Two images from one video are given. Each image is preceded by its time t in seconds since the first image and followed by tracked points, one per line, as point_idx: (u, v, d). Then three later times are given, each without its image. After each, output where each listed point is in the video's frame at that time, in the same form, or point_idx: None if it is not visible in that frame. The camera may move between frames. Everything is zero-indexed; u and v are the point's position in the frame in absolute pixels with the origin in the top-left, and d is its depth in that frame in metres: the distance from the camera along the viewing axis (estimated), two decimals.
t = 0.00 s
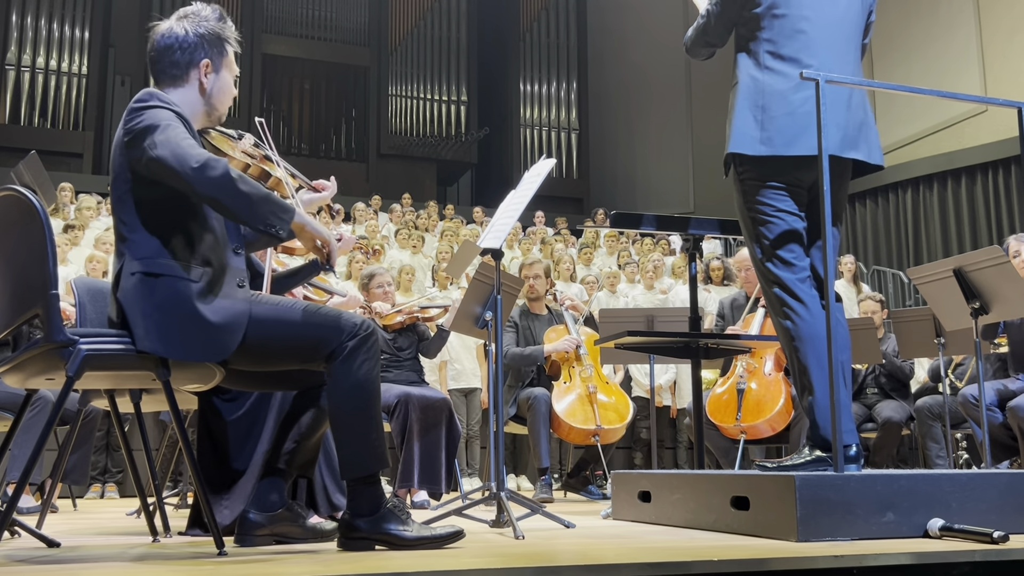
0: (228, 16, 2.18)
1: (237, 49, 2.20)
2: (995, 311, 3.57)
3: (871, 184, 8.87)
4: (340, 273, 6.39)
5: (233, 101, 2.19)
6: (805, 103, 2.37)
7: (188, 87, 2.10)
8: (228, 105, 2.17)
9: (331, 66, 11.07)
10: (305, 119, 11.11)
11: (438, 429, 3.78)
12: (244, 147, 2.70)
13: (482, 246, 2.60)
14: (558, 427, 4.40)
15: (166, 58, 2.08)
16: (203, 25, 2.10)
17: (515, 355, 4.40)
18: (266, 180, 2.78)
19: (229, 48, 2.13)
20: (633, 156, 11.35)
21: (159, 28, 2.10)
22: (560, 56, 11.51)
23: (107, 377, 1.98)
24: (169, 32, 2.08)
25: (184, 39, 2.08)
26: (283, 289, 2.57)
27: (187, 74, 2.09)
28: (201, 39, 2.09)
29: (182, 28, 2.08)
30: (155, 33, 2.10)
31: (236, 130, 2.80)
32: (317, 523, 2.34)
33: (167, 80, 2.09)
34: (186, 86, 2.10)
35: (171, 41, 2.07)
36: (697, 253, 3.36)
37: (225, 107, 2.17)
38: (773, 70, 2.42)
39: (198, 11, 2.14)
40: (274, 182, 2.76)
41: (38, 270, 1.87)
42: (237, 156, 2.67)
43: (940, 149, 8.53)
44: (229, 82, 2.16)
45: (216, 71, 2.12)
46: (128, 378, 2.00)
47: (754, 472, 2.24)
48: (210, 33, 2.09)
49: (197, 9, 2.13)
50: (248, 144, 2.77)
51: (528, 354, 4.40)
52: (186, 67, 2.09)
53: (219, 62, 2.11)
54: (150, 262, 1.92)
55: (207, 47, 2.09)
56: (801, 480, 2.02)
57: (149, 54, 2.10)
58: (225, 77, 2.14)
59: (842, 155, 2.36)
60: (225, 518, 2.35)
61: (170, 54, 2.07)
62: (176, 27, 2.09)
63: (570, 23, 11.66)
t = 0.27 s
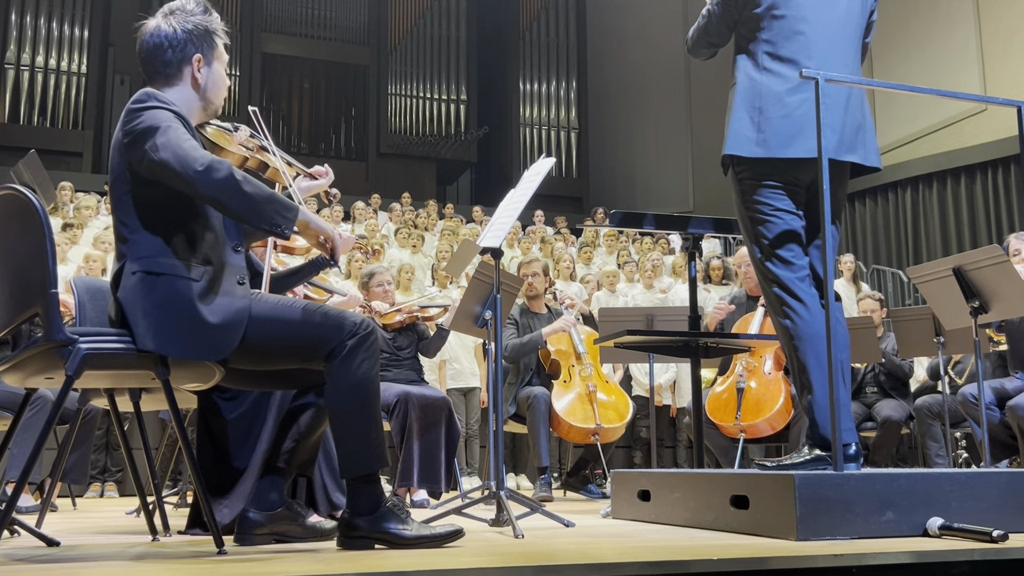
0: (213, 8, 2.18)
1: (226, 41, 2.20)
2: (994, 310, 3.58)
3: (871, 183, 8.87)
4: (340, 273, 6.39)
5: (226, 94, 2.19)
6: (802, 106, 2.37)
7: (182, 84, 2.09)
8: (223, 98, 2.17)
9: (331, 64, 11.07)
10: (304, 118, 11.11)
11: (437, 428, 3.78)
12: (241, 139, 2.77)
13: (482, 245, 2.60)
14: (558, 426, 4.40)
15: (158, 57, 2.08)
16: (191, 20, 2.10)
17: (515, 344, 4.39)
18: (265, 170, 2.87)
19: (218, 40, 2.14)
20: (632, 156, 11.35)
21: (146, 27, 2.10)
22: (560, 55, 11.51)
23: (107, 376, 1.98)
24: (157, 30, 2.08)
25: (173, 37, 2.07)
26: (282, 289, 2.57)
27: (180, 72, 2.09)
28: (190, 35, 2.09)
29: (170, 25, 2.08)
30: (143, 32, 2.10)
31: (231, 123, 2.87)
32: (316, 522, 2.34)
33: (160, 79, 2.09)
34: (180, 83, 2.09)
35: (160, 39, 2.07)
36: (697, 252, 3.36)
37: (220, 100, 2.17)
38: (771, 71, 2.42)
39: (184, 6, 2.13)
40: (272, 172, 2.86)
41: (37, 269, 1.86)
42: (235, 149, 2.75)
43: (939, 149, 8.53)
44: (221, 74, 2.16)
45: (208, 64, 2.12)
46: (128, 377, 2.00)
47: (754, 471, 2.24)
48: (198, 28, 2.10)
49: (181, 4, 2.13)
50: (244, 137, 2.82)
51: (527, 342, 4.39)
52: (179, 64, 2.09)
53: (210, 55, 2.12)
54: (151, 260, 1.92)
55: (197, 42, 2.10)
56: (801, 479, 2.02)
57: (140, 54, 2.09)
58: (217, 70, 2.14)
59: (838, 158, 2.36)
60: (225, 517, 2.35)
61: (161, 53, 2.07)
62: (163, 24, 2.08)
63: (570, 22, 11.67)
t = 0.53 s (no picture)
0: (221, 9, 2.17)
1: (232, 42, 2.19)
2: (994, 309, 3.58)
3: (870, 182, 8.87)
4: (339, 272, 6.39)
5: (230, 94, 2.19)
6: (801, 108, 2.37)
7: (186, 85, 2.09)
8: (226, 99, 2.18)
9: (330, 63, 11.07)
10: (303, 117, 11.11)
11: (437, 426, 3.79)
12: (240, 136, 2.75)
13: (481, 244, 2.60)
14: (557, 425, 4.40)
15: (164, 58, 2.07)
16: (198, 21, 2.09)
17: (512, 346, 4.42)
18: (264, 164, 2.91)
19: (225, 42, 2.13)
20: (632, 155, 11.35)
21: (153, 24, 2.08)
22: (559, 54, 11.51)
23: (107, 374, 1.98)
24: (165, 29, 2.07)
25: (181, 38, 2.07)
26: (283, 287, 2.56)
27: (186, 74, 2.09)
28: (197, 37, 2.08)
29: (177, 26, 2.07)
30: (149, 32, 2.08)
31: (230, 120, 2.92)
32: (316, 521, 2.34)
33: (164, 80, 2.09)
34: (184, 86, 2.10)
35: (167, 39, 2.06)
36: (697, 250, 3.36)
37: (223, 101, 2.17)
38: (772, 72, 2.42)
39: (192, 5, 2.12)
40: (272, 166, 2.91)
41: (36, 268, 1.86)
42: (235, 146, 2.73)
43: (939, 147, 8.54)
44: (226, 76, 2.16)
45: (214, 67, 2.11)
46: (127, 376, 2.00)
47: (753, 470, 2.24)
48: (206, 30, 2.09)
49: (189, 4, 2.11)
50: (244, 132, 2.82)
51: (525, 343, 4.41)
52: (185, 66, 2.08)
53: (216, 57, 2.11)
54: (154, 259, 1.92)
55: (205, 45, 2.09)
56: (800, 478, 2.02)
57: (146, 53, 2.08)
58: (223, 72, 2.14)
59: (836, 160, 2.37)
60: (224, 516, 2.35)
61: (168, 54, 2.07)
62: (170, 23, 2.07)
63: (569, 21, 11.67)
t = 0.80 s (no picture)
0: (249, 24, 2.17)
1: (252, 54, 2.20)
2: (994, 307, 3.58)
3: (870, 180, 8.87)
4: (339, 271, 6.39)
5: (240, 105, 2.19)
6: (801, 110, 2.38)
7: (200, 91, 2.09)
8: (234, 111, 2.18)
9: (330, 62, 11.07)
10: (303, 116, 11.12)
11: (436, 425, 3.79)
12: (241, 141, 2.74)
13: (480, 242, 2.61)
14: (557, 424, 4.40)
15: (184, 60, 2.07)
16: (224, 31, 2.09)
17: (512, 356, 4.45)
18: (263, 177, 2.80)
19: (246, 58, 2.13)
20: (631, 154, 11.35)
21: (179, 25, 2.08)
22: (559, 53, 11.51)
23: (106, 373, 1.98)
24: (191, 33, 2.06)
25: (204, 44, 2.07)
26: (284, 286, 2.57)
27: (202, 80, 2.09)
28: (221, 45, 2.08)
29: (203, 32, 2.07)
30: (173, 31, 2.08)
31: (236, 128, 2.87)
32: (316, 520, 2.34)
33: (178, 81, 2.09)
34: (197, 92, 2.09)
35: (191, 42, 2.06)
36: (696, 249, 3.35)
37: (232, 111, 2.17)
38: (773, 73, 2.42)
39: (221, 14, 2.13)
40: (271, 179, 2.78)
41: (36, 266, 1.86)
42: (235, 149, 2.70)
43: (939, 146, 8.53)
44: (240, 90, 2.16)
45: (230, 79, 2.12)
46: (126, 375, 2.00)
47: (753, 469, 2.24)
48: (230, 41, 2.09)
49: (220, 12, 2.11)
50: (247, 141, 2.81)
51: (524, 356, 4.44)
52: (202, 73, 2.08)
53: (235, 69, 2.12)
54: (156, 258, 1.92)
55: (226, 56, 2.09)
56: (800, 477, 2.02)
57: (167, 51, 2.07)
58: (237, 85, 2.14)
59: (836, 162, 2.37)
60: (224, 514, 2.35)
61: (189, 58, 2.07)
62: (198, 27, 2.07)
63: (569, 19, 11.67)
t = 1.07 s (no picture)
0: (264, 33, 2.18)
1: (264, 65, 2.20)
2: (994, 306, 3.58)
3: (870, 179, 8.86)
4: (339, 269, 6.40)
5: (244, 113, 2.19)
6: (803, 109, 2.38)
7: (206, 94, 2.09)
8: (237, 117, 2.17)
9: (330, 60, 11.08)
10: (303, 115, 11.12)
11: (436, 424, 3.79)
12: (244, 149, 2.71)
13: (481, 241, 2.61)
14: (557, 422, 4.40)
15: (194, 62, 2.07)
16: (237, 37, 2.09)
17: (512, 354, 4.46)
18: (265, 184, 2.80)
19: (257, 66, 2.13)
20: (631, 153, 11.34)
21: (194, 28, 2.09)
22: (558, 51, 11.52)
23: (106, 371, 1.97)
24: (206, 36, 2.07)
25: (218, 49, 2.07)
26: (284, 284, 2.56)
27: (210, 83, 2.09)
28: (234, 51, 2.08)
29: (218, 36, 2.07)
30: (188, 33, 2.09)
31: (241, 134, 2.82)
32: (316, 518, 2.34)
33: (187, 81, 2.09)
34: (204, 94, 2.09)
35: (204, 44, 2.07)
36: (696, 247, 3.35)
37: (235, 118, 2.16)
38: (775, 71, 2.42)
39: (237, 21, 2.13)
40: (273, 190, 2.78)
41: (36, 265, 1.86)
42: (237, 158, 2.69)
43: (939, 144, 8.54)
44: (246, 97, 2.15)
45: (239, 86, 2.11)
46: (127, 373, 2.00)
47: (753, 467, 2.24)
48: (243, 47, 2.09)
49: (238, 20, 2.12)
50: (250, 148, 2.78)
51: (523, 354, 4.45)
52: (211, 76, 2.08)
53: (244, 76, 2.11)
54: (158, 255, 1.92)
55: (238, 62, 2.09)
56: (800, 475, 2.02)
57: (179, 52, 2.08)
58: (245, 92, 2.13)
59: (836, 161, 2.36)
60: (225, 512, 2.36)
61: (199, 59, 2.07)
62: (213, 31, 2.08)
63: (569, 18, 11.68)
